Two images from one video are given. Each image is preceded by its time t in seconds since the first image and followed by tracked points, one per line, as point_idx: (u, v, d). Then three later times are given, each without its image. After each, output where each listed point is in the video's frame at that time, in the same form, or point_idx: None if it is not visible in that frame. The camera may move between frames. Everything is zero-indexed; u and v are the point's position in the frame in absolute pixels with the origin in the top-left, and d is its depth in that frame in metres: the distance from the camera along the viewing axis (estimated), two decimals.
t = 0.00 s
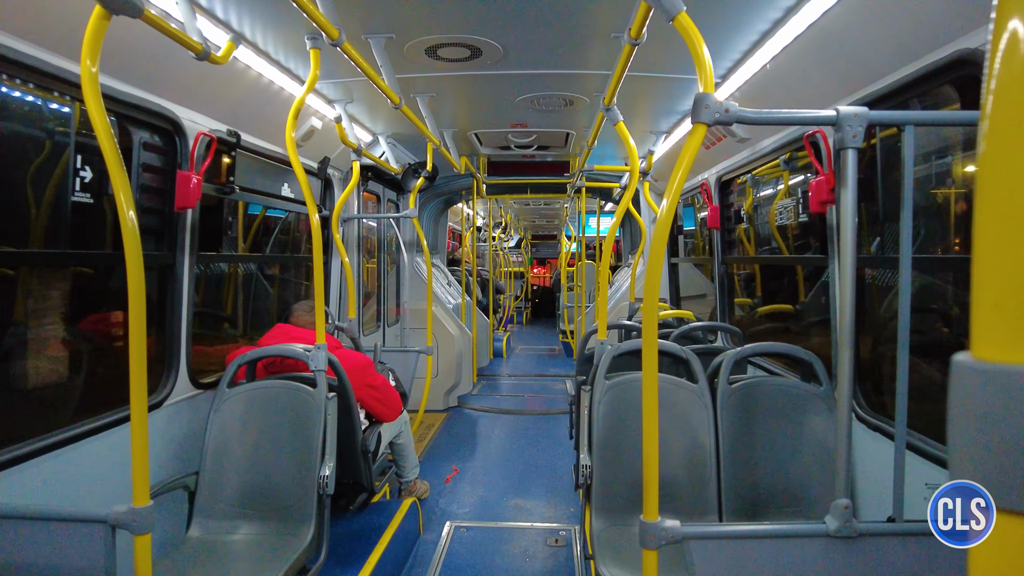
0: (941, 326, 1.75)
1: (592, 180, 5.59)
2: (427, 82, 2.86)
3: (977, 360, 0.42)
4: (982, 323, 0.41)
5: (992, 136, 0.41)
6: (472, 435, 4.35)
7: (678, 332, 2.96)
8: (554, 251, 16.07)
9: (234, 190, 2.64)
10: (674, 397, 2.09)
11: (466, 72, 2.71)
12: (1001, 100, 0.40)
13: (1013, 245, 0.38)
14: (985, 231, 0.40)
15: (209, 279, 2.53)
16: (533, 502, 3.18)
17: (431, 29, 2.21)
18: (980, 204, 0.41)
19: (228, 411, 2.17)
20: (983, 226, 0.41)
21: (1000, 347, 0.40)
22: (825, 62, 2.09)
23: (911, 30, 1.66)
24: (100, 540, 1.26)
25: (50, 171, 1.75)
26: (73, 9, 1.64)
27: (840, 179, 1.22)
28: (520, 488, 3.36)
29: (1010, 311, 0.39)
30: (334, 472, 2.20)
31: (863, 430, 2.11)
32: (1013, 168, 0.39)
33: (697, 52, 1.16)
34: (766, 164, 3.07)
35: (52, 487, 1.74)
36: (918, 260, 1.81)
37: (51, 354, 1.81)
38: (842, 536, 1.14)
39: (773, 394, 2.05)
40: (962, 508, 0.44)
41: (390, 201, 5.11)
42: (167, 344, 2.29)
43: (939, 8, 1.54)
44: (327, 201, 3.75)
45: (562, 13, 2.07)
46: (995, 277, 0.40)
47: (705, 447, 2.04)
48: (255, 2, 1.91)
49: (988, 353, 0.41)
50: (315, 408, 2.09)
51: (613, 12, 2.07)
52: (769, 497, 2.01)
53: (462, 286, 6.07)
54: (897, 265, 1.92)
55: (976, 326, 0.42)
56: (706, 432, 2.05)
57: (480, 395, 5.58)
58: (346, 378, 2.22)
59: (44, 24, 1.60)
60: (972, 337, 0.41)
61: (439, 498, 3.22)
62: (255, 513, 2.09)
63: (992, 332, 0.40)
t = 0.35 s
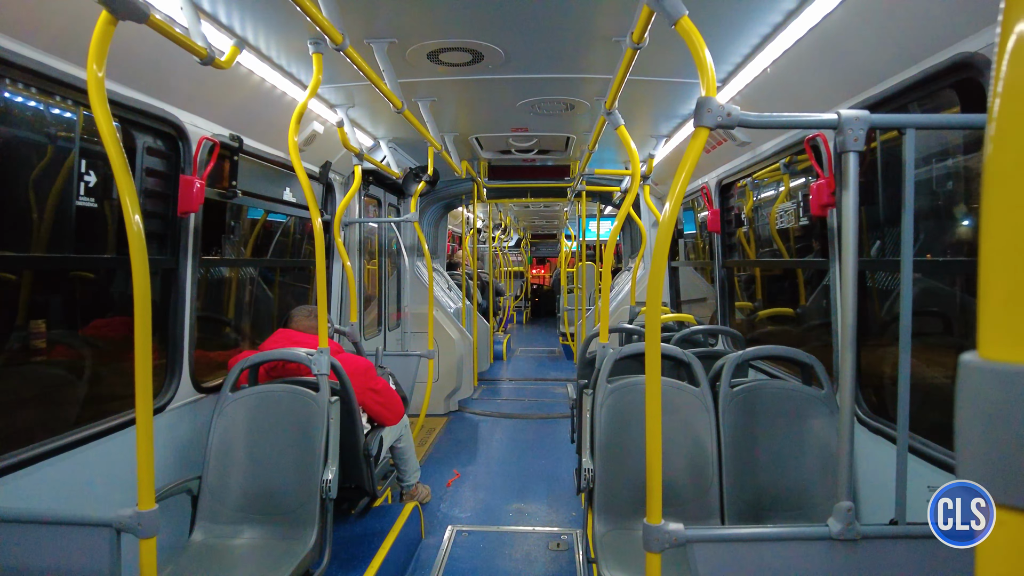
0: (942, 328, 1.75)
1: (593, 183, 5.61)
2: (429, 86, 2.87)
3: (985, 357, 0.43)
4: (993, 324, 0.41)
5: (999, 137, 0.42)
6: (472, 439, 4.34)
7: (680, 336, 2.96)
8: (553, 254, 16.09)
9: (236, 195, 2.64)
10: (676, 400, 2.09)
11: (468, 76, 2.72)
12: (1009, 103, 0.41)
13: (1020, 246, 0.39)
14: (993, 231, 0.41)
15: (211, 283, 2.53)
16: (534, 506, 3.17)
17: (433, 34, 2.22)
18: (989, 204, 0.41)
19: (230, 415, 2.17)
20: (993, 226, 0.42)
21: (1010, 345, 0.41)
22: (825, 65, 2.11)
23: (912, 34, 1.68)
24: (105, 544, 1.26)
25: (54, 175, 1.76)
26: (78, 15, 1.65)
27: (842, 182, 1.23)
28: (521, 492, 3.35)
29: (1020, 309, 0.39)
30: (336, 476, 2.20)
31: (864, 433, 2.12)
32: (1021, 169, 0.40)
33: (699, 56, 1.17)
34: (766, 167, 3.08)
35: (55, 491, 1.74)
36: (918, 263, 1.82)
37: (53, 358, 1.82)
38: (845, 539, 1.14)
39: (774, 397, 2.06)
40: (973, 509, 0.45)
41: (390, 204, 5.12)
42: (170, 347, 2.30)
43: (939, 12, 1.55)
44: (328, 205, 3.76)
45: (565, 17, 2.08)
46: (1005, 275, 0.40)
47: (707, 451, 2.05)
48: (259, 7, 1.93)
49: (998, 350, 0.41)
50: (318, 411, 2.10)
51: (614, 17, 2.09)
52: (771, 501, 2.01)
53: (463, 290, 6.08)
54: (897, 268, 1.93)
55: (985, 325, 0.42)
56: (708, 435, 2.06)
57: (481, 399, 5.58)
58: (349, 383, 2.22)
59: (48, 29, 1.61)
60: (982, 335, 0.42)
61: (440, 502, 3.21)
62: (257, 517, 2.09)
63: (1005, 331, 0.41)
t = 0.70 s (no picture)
0: (940, 333, 1.74)
1: (591, 187, 5.61)
2: (426, 89, 2.87)
3: (973, 361, 0.42)
4: (979, 327, 0.41)
5: (984, 137, 0.41)
6: (470, 443, 4.32)
7: (677, 340, 2.95)
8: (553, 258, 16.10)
9: (232, 198, 2.63)
10: (673, 404, 2.08)
11: (465, 79, 2.72)
12: (992, 102, 0.40)
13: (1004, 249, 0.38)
14: (978, 233, 0.41)
15: (206, 286, 2.52)
16: (531, 511, 3.15)
17: (430, 37, 2.22)
18: (974, 205, 0.41)
19: (223, 419, 2.15)
20: (977, 227, 0.41)
21: (995, 350, 0.40)
22: (821, 69, 2.11)
23: (907, 38, 1.68)
24: (92, 549, 1.25)
25: (48, 178, 1.75)
26: (73, 17, 1.66)
27: (837, 185, 1.22)
28: (518, 497, 3.33)
29: (1006, 313, 0.38)
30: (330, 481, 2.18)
31: (862, 438, 2.10)
32: (1007, 169, 0.39)
33: (693, 59, 1.16)
34: (764, 171, 3.08)
35: (45, 496, 1.72)
36: (916, 267, 1.81)
37: (46, 360, 1.81)
38: (841, 545, 1.12)
39: (771, 402, 2.04)
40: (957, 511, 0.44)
41: (389, 208, 5.12)
42: (163, 351, 2.28)
43: (934, 16, 1.55)
44: (326, 208, 3.75)
45: (560, 20, 2.08)
46: (989, 277, 0.40)
47: (704, 456, 2.03)
48: (254, 9, 1.93)
49: (985, 355, 0.40)
50: (312, 415, 2.08)
51: (610, 20, 2.09)
52: (768, 506, 1.99)
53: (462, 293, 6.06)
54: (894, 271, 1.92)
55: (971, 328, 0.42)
56: (705, 439, 2.04)
57: (479, 403, 5.56)
58: (344, 386, 2.21)
59: (44, 31, 1.61)
60: (968, 339, 0.42)
61: (437, 507, 3.19)
62: (250, 522, 2.07)
63: (989, 334, 0.40)
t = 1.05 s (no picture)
0: (941, 327, 1.74)
1: (591, 183, 5.60)
2: (426, 85, 2.86)
3: (979, 355, 0.42)
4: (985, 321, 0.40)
5: (991, 130, 0.41)
6: (471, 439, 4.33)
7: (678, 335, 2.95)
8: (553, 254, 16.09)
9: (233, 195, 2.62)
10: (674, 399, 2.08)
11: (465, 75, 2.71)
12: (998, 96, 0.40)
13: (1013, 243, 0.38)
14: (986, 228, 0.40)
15: (207, 283, 2.52)
16: (532, 506, 3.16)
17: (429, 33, 2.21)
18: (980, 199, 0.41)
19: (225, 416, 2.16)
20: (985, 221, 0.41)
21: (1001, 344, 0.40)
22: (823, 63, 2.10)
23: (909, 31, 1.67)
24: (96, 546, 1.26)
25: (48, 176, 1.75)
26: (72, 15, 1.65)
27: (839, 180, 1.22)
28: (519, 492, 3.34)
29: (1014, 307, 0.38)
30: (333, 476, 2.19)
31: (863, 432, 2.11)
32: (1014, 164, 0.39)
33: (694, 54, 1.16)
34: (765, 166, 3.07)
35: (49, 494, 1.73)
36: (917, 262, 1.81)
37: (48, 359, 1.81)
38: (843, 539, 1.13)
39: (772, 396, 2.05)
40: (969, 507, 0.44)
41: (389, 204, 5.11)
42: (165, 349, 2.29)
43: (937, 9, 1.54)
44: (325, 205, 3.74)
45: (560, 15, 2.07)
46: (996, 272, 0.40)
47: (705, 450, 2.03)
48: (253, 6, 1.92)
49: (990, 349, 0.40)
50: (314, 411, 2.09)
51: (611, 15, 2.08)
52: (770, 500, 2.00)
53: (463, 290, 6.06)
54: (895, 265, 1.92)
55: (977, 321, 0.42)
56: (706, 434, 2.05)
57: (480, 399, 5.57)
58: (345, 382, 2.22)
59: (42, 28, 1.60)
60: (974, 333, 0.41)
61: (438, 502, 3.20)
62: (253, 518, 2.08)
63: (997, 329, 0.40)
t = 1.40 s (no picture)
0: (941, 320, 1.75)
1: (593, 176, 5.59)
2: (427, 77, 2.84)
3: (977, 347, 0.42)
4: (984, 313, 0.41)
5: (991, 124, 0.41)
6: (472, 431, 4.36)
7: (679, 328, 2.96)
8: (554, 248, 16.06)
9: (235, 187, 2.62)
10: (675, 392, 2.09)
11: (467, 67, 2.70)
12: (1001, 88, 0.40)
13: (1013, 237, 0.39)
14: (985, 220, 0.41)
15: (208, 276, 2.52)
16: (533, 498, 3.18)
17: (430, 25, 2.20)
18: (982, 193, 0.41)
19: (229, 408, 2.17)
20: (987, 216, 0.41)
21: (998, 336, 0.40)
22: (825, 56, 2.08)
23: (911, 24, 1.66)
24: (103, 537, 1.27)
25: (50, 169, 1.75)
26: (73, 7, 1.64)
27: (840, 173, 1.21)
28: (520, 484, 3.37)
29: (1012, 299, 0.39)
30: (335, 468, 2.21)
31: (863, 425, 2.12)
32: (1014, 158, 0.39)
33: (697, 46, 1.15)
34: (767, 159, 3.06)
35: (53, 485, 1.74)
36: (918, 255, 1.81)
37: (52, 351, 1.82)
38: (842, 530, 1.14)
39: (772, 389, 2.06)
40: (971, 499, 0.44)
41: (390, 197, 5.11)
42: (167, 341, 2.30)
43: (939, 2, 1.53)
44: (327, 197, 3.74)
45: (561, 7, 2.05)
46: (997, 268, 0.40)
47: (705, 443, 2.05)
48: None
49: (988, 341, 0.41)
50: (316, 404, 2.10)
51: (612, 7, 2.07)
52: (769, 492, 2.02)
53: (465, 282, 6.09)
54: (896, 259, 1.92)
55: (977, 313, 0.42)
56: (706, 427, 2.06)
57: (481, 391, 5.59)
58: (347, 375, 2.22)
59: (44, 21, 1.60)
60: (972, 325, 0.42)
61: (440, 494, 3.23)
62: (257, 509, 2.10)
63: (997, 323, 0.40)
